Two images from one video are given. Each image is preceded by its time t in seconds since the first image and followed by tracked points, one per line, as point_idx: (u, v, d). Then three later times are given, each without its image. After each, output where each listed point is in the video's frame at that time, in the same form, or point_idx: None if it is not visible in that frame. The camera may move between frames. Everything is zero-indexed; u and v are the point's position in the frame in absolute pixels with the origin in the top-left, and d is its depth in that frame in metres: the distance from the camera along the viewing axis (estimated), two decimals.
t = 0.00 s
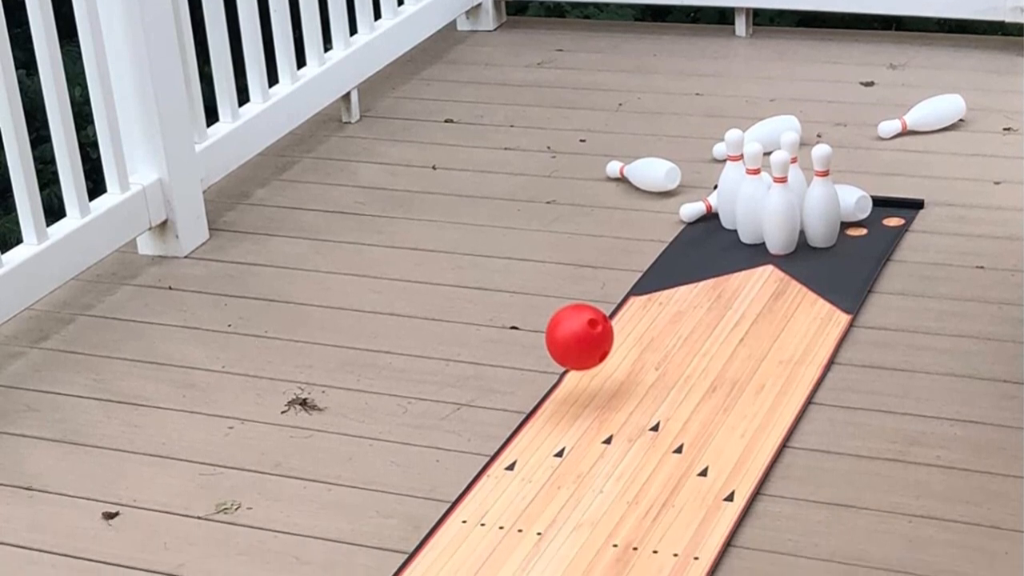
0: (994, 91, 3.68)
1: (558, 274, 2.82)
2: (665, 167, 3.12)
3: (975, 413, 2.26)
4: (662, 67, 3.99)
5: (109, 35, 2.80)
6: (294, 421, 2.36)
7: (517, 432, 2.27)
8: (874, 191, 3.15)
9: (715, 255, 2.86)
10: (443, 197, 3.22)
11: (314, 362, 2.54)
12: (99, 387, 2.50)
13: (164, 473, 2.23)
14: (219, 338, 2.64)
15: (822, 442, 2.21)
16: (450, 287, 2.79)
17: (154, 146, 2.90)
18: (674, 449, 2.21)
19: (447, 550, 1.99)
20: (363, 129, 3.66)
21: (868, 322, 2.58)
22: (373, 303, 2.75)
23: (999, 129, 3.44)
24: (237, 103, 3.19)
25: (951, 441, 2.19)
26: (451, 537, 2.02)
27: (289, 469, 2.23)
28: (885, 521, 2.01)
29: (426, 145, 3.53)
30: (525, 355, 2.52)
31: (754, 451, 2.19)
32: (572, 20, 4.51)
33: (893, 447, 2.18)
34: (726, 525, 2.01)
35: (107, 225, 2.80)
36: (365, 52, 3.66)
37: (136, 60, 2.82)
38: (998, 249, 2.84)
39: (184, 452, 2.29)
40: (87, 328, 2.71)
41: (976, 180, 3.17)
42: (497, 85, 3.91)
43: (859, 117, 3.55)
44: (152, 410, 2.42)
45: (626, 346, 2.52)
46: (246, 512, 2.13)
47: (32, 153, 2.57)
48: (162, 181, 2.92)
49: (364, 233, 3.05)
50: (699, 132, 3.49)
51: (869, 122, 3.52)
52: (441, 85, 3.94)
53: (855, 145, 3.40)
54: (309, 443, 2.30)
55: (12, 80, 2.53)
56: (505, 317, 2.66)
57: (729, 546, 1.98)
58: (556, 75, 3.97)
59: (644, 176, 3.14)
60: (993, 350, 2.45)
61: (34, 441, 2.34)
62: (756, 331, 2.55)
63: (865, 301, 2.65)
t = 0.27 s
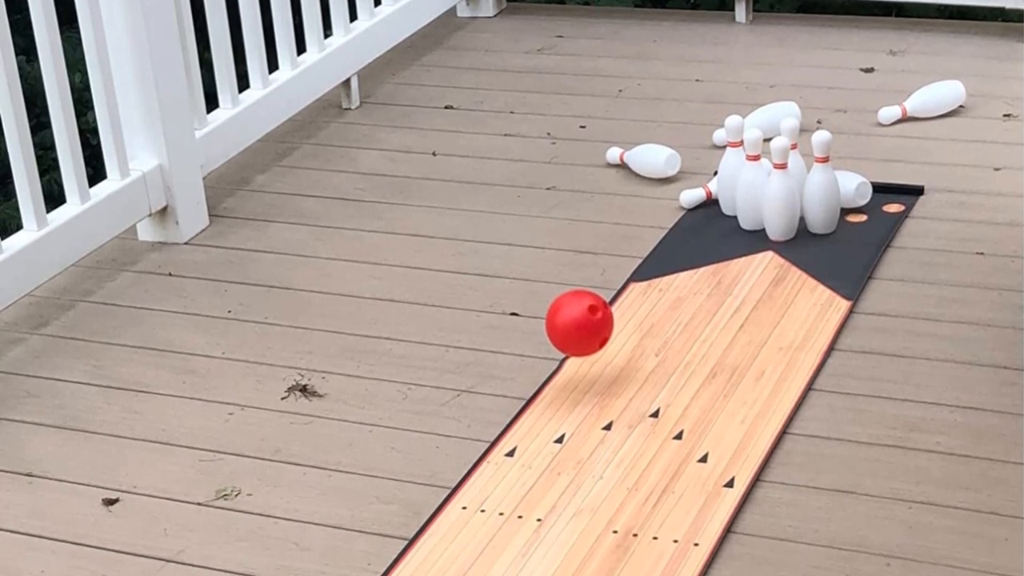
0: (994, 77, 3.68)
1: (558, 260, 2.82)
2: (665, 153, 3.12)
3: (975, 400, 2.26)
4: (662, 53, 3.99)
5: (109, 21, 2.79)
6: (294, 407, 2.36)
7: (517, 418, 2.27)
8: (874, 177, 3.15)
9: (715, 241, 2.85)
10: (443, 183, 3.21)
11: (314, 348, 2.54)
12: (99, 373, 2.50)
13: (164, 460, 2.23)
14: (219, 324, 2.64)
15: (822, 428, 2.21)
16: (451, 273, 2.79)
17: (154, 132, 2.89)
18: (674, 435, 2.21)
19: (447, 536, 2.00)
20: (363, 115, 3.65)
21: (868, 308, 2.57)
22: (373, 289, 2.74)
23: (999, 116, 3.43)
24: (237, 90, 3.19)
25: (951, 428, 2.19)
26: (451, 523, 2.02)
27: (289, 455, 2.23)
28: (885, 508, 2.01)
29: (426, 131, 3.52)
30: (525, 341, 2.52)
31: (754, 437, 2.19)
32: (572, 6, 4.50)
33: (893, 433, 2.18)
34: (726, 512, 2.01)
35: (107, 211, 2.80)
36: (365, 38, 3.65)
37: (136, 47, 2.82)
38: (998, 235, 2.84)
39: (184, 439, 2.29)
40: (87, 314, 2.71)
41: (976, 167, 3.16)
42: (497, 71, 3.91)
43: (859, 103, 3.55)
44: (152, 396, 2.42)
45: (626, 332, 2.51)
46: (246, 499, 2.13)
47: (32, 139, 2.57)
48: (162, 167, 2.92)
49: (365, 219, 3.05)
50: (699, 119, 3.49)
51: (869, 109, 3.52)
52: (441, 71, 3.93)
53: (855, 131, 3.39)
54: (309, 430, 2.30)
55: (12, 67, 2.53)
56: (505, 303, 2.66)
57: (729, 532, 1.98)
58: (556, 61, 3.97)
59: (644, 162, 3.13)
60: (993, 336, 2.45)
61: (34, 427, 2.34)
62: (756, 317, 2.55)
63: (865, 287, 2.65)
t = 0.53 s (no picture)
0: (994, 63, 3.67)
1: (558, 246, 2.82)
2: (665, 139, 3.12)
3: (975, 385, 2.26)
4: (662, 39, 3.98)
5: (109, 7, 2.78)
6: (294, 392, 2.36)
7: (517, 404, 2.28)
8: (874, 163, 3.14)
9: (715, 226, 2.85)
10: (443, 169, 3.21)
11: (314, 333, 2.54)
12: (99, 359, 2.50)
13: (164, 446, 2.23)
14: (219, 310, 2.64)
15: (823, 414, 2.21)
16: (451, 259, 2.79)
17: (154, 118, 2.89)
18: (674, 421, 2.21)
19: (447, 521, 2.00)
20: (363, 101, 3.64)
21: (868, 294, 2.57)
22: (373, 275, 2.74)
23: (999, 101, 3.43)
24: (237, 76, 3.18)
25: (951, 413, 2.19)
26: (451, 509, 2.03)
27: (289, 441, 2.23)
28: (885, 494, 2.01)
29: (426, 117, 3.52)
30: (525, 327, 2.52)
31: (754, 423, 2.19)
32: None
33: (893, 419, 2.19)
34: (726, 497, 2.01)
35: (107, 197, 2.79)
36: (365, 24, 3.65)
37: (136, 32, 2.81)
38: (998, 221, 2.83)
39: (184, 424, 2.29)
40: (87, 300, 2.71)
41: (976, 152, 3.16)
42: (497, 57, 3.90)
43: (859, 89, 3.54)
44: (152, 381, 2.42)
45: (626, 318, 2.51)
46: (246, 484, 2.13)
47: (32, 125, 2.56)
48: (162, 153, 2.91)
49: (365, 205, 3.05)
50: (699, 104, 3.48)
51: (869, 94, 3.51)
52: (441, 57, 3.92)
53: (855, 116, 3.39)
54: (309, 415, 2.29)
55: (13, 53, 2.52)
56: (505, 289, 2.66)
57: (730, 518, 1.98)
58: (555, 47, 3.96)
59: (644, 148, 3.13)
60: (993, 322, 2.46)
61: (34, 413, 2.34)
62: (756, 302, 2.55)
63: (865, 273, 2.65)
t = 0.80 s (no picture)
0: (994, 48, 3.66)
1: (558, 231, 2.82)
2: (665, 124, 3.11)
3: (975, 370, 2.26)
4: (663, 24, 3.97)
5: None
6: (294, 378, 2.36)
7: (517, 389, 2.27)
8: (874, 148, 3.14)
9: (715, 212, 2.85)
10: (443, 154, 3.21)
11: (314, 319, 2.54)
12: (99, 344, 2.50)
13: (164, 431, 2.23)
14: (219, 295, 2.64)
15: (822, 399, 2.21)
16: (451, 245, 2.79)
17: (155, 104, 2.88)
18: (674, 406, 2.21)
19: (447, 507, 2.00)
20: (363, 86, 3.64)
21: (868, 279, 2.57)
22: (373, 261, 2.74)
23: (999, 87, 3.42)
24: (237, 61, 3.17)
25: (951, 399, 2.19)
26: (451, 494, 2.03)
27: (289, 426, 2.23)
28: (885, 479, 2.01)
29: (426, 102, 3.51)
30: (525, 312, 2.52)
31: (754, 408, 2.19)
32: None
33: (893, 404, 2.19)
34: (726, 483, 2.01)
35: (107, 182, 2.79)
36: (366, 9, 3.64)
37: (136, 18, 2.80)
38: (999, 206, 2.83)
39: (184, 410, 2.29)
40: (88, 285, 2.71)
41: (976, 137, 3.16)
42: (496, 43, 3.89)
43: (860, 75, 3.54)
44: (152, 367, 2.41)
45: (626, 303, 2.51)
46: (246, 470, 2.13)
47: (32, 110, 2.56)
48: (162, 139, 2.91)
49: (364, 190, 3.04)
50: (699, 90, 3.48)
51: (869, 80, 3.51)
52: (441, 42, 3.91)
53: (855, 102, 3.38)
54: (309, 401, 2.29)
55: (12, 38, 2.52)
56: (505, 274, 2.66)
57: (730, 503, 1.98)
58: (556, 33, 3.95)
59: (644, 133, 3.13)
60: (993, 307, 2.45)
61: (34, 398, 2.34)
62: (756, 288, 2.55)
63: (865, 258, 2.64)
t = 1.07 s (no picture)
0: (994, 33, 3.66)
1: (558, 215, 2.81)
2: (665, 109, 3.10)
3: (975, 355, 2.26)
4: (663, 9, 3.96)
5: None
6: (294, 362, 2.36)
7: (517, 374, 2.27)
8: (874, 133, 3.13)
9: (715, 196, 2.84)
10: (443, 139, 3.20)
11: (314, 304, 2.54)
12: (99, 329, 2.49)
13: (164, 416, 2.23)
14: (219, 280, 2.64)
15: (823, 384, 2.21)
16: (450, 229, 2.78)
17: (155, 88, 2.87)
18: (674, 390, 2.21)
19: (447, 491, 2.00)
20: (363, 71, 3.63)
21: (868, 264, 2.57)
22: (373, 245, 2.74)
23: (999, 72, 3.42)
24: (237, 46, 3.16)
25: (952, 383, 2.19)
26: (451, 479, 2.03)
27: (289, 411, 2.23)
28: (884, 463, 2.01)
29: (425, 87, 3.50)
30: (525, 297, 2.52)
31: (754, 393, 2.19)
32: None
33: (893, 389, 2.19)
34: (726, 467, 2.01)
35: (107, 167, 2.78)
36: None
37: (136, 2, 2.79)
38: (999, 191, 2.83)
39: (184, 394, 2.29)
40: (87, 270, 2.70)
41: (976, 122, 3.15)
42: (496, 27, 3.88)
43: (860, 59, 3.53)
44: (152, 351, 2.41)
45: (626, 288, 2.51)
46: (246, 454, 2.13)
47: (32, 95, 2.55)
48: (162, 123, 2.90)
49: (364, 175, 3.04)
50: (699, 74, 3.47)
51: (869, 64, 3.50)
52: (441, 27, 3.90)
53: (856, 86, 3.38)
54: (309, 385, 2.29)
55: (12, 22, 2.51)
56: (505, 259, 2.66)
57: (730, 487, 1.98)
58: (556, 17, 3.94)
59: (644, 118, 3.12)
60: (993, 292, 2.45)
61: (34, 383, 2.34)
62: (756, 272, 2.55)
63: (865, 243, 2.64)
